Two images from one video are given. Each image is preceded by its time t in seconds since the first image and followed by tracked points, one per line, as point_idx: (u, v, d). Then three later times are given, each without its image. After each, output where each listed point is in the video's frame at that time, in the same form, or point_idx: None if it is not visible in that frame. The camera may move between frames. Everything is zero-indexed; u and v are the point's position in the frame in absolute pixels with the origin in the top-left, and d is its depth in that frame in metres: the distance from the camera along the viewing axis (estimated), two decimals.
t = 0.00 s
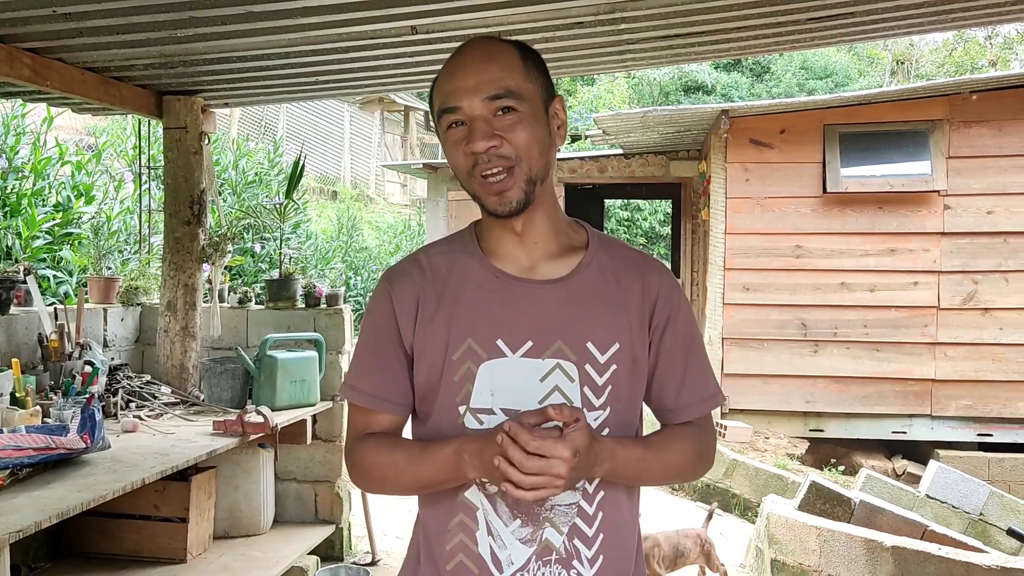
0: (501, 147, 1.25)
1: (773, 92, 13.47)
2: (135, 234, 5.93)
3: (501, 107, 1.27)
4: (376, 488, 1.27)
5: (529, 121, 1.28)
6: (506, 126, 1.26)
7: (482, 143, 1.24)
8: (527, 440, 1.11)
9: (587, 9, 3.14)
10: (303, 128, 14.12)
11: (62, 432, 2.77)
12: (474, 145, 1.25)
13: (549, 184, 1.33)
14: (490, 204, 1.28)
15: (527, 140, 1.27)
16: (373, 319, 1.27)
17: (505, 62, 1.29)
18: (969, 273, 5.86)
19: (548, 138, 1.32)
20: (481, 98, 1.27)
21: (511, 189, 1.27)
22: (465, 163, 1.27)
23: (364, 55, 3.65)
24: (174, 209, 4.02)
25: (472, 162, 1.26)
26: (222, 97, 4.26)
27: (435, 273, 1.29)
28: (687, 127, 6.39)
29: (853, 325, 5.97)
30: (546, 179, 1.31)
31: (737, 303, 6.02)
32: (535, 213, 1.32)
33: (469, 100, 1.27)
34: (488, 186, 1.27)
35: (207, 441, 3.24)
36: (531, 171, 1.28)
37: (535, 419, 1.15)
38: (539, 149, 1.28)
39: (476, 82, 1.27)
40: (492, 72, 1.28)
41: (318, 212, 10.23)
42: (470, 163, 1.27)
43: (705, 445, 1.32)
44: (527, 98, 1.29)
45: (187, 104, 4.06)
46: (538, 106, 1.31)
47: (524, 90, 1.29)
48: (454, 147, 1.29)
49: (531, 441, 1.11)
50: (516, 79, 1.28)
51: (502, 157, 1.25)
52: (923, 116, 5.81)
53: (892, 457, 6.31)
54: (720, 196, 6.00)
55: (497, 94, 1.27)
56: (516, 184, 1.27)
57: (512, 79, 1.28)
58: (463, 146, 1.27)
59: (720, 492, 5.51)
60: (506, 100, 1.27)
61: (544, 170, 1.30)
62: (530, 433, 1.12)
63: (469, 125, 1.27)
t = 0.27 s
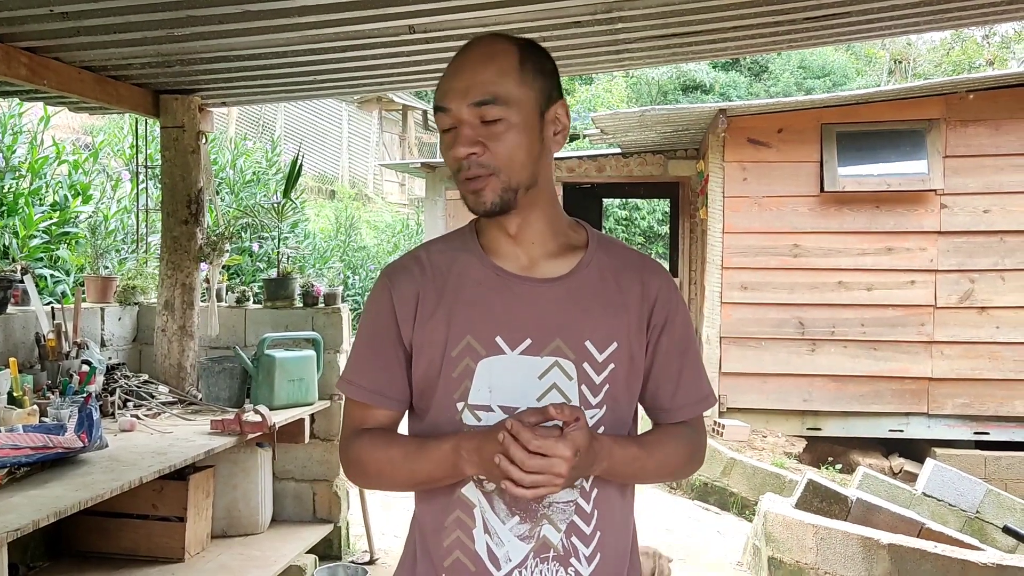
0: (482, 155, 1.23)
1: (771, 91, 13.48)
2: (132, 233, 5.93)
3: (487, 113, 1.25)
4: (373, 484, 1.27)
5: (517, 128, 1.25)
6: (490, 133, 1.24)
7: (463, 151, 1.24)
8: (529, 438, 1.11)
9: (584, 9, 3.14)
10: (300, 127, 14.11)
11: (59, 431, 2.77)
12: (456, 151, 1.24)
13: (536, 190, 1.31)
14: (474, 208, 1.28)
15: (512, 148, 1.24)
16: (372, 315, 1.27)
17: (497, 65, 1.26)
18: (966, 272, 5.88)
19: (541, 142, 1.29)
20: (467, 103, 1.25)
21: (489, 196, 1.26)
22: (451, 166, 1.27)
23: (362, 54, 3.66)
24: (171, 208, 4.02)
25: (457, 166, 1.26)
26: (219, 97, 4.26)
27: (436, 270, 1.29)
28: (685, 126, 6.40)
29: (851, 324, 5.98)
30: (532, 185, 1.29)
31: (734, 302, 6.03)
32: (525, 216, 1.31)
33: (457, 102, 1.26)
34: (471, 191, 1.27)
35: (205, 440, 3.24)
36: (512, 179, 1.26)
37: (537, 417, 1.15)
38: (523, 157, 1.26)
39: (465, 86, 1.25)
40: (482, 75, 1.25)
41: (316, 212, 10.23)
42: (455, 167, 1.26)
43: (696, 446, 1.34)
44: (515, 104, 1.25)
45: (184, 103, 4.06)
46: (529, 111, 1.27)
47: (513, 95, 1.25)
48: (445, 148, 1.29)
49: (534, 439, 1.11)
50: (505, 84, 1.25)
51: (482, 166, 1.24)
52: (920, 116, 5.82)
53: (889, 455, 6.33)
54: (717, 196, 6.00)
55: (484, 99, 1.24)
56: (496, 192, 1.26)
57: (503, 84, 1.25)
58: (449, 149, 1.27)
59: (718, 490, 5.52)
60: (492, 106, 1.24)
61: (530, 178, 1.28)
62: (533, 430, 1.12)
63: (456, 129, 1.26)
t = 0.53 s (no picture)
0: (451, 168, 1.24)
1: (770, 90, 13.49)
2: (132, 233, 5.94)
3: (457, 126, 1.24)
4: (375, 482, 1.28)
5: (488, 139, 1.24)
6: (459, 146, 1.24)
7: (433, 164, 1.25)
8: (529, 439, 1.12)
9: (583, 8, 3.15)
10: (299, 127, 14.11)
11: (59, 430, 2.77)
12: (430, 163, 1.26)
13: (517, 198, 1.29)
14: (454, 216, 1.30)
15: (481, 160, 1.24)
16: (371, 313, 1.29)
17: (471, 75, 1.25)
18: (964, 271, 5.89)
19: (520, 150, 1.27)
20: (439, 115, 1.25)
21: (465, 206, 1.27)
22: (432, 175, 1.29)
23: (362, 54, 3.66)
24: (170, 208, 4.02)
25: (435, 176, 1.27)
26: (219, 96, 4.27)
27: (435, 270, 1.30)
28: (683, 126, 6.41)
29: (849, 323, 5.99)
30: (511, 193, 1.28)
31: (733, 302, 6.04)
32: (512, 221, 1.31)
33: (431, 113, 1.26)
34: (449, 201, 1.28)
35: (205, 440, 3.25)
36: (485, 191, 1.26)
37: (536, 417, 1.16)
38: (496, 168, 1.25)
39: (440, 97, 1.26)
40: (457, 86, 1.25)
41: (315, 211, 10.23)
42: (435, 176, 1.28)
43: (697, 446, 1.34)
44: (485, 116, 1.24)
45: (183, 103, 4.06)
46: (503, 120, 1.25)
47: (483, 107, 1.24)
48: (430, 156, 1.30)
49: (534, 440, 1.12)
50: (477, 95, 1.24)
51: (453, 178, 1.25)
52: (917, 115, 5.83)
53: (887, 454, 6.34)
54: (716, 195, 6.01)
55: (455, 111, 1.24)
56: (471, 203, 1.27)
57: (474, 94, 1.24)
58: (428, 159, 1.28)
59: (716, 489, 5.54)
60: (462, 118, 1.24)
61: (505, 187, 1.27)
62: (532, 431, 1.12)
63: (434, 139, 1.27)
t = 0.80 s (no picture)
0: (442, 170, 1.25)
1: (768, 89, 13.50)
2: (131, 232, 5.95)
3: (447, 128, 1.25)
4: (376, 479, 1.28)
5: (479, 141, 1.24)
6: (450, 148, 1.25)
7: (425, 167, 1.26)
8: (522, 434, 1.12)
9: (581, 8, 3.15)
10: (298, 126, 14.11)
11: (58, 428, 2.77)
12: (422, 165, 1.27)
13: (512, 198, 1.30)
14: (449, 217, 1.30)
15: (473, 162, 1.24)
16: (370, 311, 1.29)
17: (462, 77, 1.25)
18: (963, 270, 5.90)
19: (513, 151, 1.27)
20: (431, 117, 1.26)
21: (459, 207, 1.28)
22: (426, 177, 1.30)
23: (361, 53, 3.67)
24: (169, 207, 4.02)
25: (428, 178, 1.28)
26: (218, 95, 4.27)
27: (434, 268, 1.30)
28: (682, 125, 6.41)
29: (847, 322, 6.00)
30: (504, 195, 1.28)
31: (732, 300, 6.05)
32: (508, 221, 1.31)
33: (424, 114, 1.27)
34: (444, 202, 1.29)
35: (204, 438, 3.25)
36: (478, 192, 1.26)
37: (530, 413, 1.16)
38: (488, 170, 1.25)
39: (433, 99, 1.26)
40: (448, 88, 1.25)
41: (314, 211, 10.23)
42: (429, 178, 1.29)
43: (696, 444, 1.34)
44: (475, 118, 1.24)
45: (182, 102, 4.07)
46: (494, 122, 1.25)
47: (472, 109, 1.24)
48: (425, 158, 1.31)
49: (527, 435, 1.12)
50: (467, 97, 1.24)
51: (445, 180, 1.26)
52: (916, 114, 5.84)
53: (886, 453, 6.35)
54: (715, 194, 6.02)
55: (445, 113, 1.25)
56: (465, 203, 1.27)
57: (464, 96, 1.24)
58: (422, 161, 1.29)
59: (715, 488, 5.55)
60: (452, 121, 1.24)
61: (498, 188, 1.27)
62: (525, 426, 1.13)
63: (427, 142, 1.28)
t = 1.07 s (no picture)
0: (439, 171, 1.25)
1: (767, 89, 13.50)
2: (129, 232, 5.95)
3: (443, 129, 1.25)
4: (376, 477, 1.28)
5: (475, 141, 1.24)
6: (446, 149, 1.25)
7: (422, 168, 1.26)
8: (522, 435, 1.12)
9: (579, 7, 3.15)
10: (296, 126, 14.11)
11: (55, 428, 2.77)
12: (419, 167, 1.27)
13: (508, 198, 1.30)
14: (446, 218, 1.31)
15: (469, 163, 1.24)
16: (369, 311, 1.29)
17: (457, 78, 1.25)
18: (961, 270, 5.90)
19: (509, 152, 1.27)
20: (427, 118, 1.26)
21: (456, 207, 1.28)
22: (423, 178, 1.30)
23: (359, 53, 3.67)
24: (167, 206, 4.02)
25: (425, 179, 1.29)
26: (216, 95, 4.27)
27: (433, 267, 1.30)
28: (681, 125, 6.41)
29: (846, 322, 6.01)
30: (501, 195, 1.28)
31: (730, 300, 6.05)
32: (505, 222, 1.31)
33: (420, 116, 1.27)
34: (441, 203, 1.29)
35: (202, 438, 3.25)
36: (475, 192, 1.26)
37: (530, 414, 1.17)
38: (483, 170, 1.25)
39: (429, 100, 1.27)
40: (443, 89, 1.25)
41: (312, 210, 10.23)
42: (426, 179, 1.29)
43: (696, 444, 1.35)
44: (471, 119, 1.24)
45: (180, 101, 4.06)
46: (490, 122, 1.25)
47: (468, 110, 1.24)
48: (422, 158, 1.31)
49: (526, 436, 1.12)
50: (462, 97, 1.24)
51: (442, 181, 1.26)
52: (914, 114, 5.84)
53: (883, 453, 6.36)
54: (713, 194, 6.03)
55: (441, 114, 1.25)
56: (461, 204, 1.27)
57: (459, 97, 1.24)
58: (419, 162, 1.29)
59: (713, 488, 5.55)
60: (448, 122, 1.24)
61: (495, 188, 1.27)
62: (525, 427, 1.13)
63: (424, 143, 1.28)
